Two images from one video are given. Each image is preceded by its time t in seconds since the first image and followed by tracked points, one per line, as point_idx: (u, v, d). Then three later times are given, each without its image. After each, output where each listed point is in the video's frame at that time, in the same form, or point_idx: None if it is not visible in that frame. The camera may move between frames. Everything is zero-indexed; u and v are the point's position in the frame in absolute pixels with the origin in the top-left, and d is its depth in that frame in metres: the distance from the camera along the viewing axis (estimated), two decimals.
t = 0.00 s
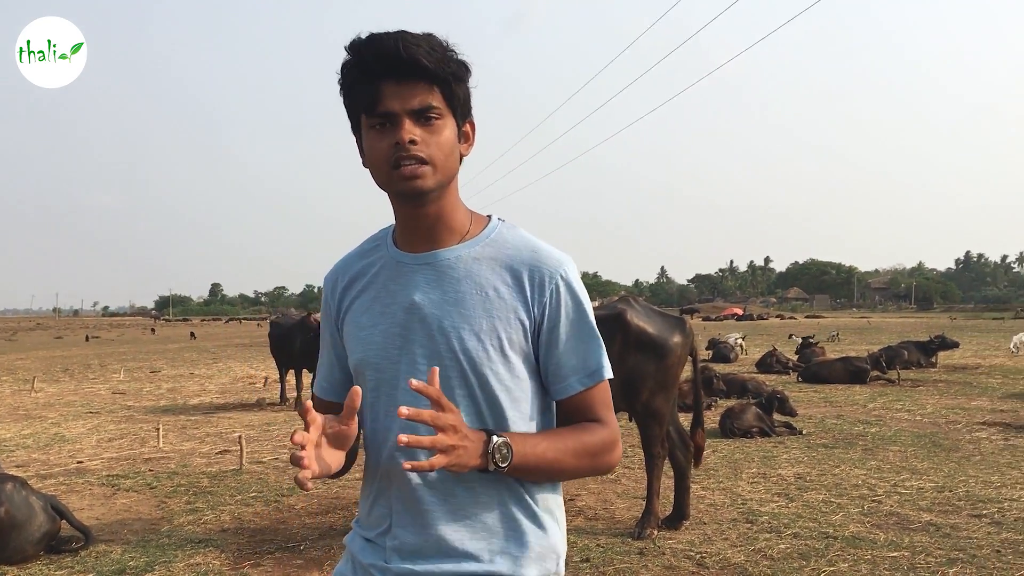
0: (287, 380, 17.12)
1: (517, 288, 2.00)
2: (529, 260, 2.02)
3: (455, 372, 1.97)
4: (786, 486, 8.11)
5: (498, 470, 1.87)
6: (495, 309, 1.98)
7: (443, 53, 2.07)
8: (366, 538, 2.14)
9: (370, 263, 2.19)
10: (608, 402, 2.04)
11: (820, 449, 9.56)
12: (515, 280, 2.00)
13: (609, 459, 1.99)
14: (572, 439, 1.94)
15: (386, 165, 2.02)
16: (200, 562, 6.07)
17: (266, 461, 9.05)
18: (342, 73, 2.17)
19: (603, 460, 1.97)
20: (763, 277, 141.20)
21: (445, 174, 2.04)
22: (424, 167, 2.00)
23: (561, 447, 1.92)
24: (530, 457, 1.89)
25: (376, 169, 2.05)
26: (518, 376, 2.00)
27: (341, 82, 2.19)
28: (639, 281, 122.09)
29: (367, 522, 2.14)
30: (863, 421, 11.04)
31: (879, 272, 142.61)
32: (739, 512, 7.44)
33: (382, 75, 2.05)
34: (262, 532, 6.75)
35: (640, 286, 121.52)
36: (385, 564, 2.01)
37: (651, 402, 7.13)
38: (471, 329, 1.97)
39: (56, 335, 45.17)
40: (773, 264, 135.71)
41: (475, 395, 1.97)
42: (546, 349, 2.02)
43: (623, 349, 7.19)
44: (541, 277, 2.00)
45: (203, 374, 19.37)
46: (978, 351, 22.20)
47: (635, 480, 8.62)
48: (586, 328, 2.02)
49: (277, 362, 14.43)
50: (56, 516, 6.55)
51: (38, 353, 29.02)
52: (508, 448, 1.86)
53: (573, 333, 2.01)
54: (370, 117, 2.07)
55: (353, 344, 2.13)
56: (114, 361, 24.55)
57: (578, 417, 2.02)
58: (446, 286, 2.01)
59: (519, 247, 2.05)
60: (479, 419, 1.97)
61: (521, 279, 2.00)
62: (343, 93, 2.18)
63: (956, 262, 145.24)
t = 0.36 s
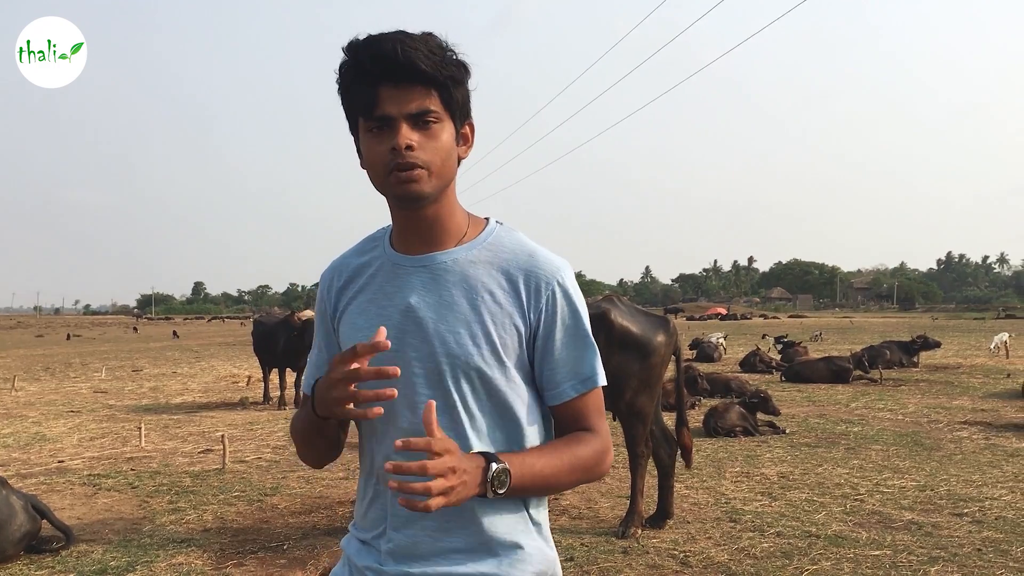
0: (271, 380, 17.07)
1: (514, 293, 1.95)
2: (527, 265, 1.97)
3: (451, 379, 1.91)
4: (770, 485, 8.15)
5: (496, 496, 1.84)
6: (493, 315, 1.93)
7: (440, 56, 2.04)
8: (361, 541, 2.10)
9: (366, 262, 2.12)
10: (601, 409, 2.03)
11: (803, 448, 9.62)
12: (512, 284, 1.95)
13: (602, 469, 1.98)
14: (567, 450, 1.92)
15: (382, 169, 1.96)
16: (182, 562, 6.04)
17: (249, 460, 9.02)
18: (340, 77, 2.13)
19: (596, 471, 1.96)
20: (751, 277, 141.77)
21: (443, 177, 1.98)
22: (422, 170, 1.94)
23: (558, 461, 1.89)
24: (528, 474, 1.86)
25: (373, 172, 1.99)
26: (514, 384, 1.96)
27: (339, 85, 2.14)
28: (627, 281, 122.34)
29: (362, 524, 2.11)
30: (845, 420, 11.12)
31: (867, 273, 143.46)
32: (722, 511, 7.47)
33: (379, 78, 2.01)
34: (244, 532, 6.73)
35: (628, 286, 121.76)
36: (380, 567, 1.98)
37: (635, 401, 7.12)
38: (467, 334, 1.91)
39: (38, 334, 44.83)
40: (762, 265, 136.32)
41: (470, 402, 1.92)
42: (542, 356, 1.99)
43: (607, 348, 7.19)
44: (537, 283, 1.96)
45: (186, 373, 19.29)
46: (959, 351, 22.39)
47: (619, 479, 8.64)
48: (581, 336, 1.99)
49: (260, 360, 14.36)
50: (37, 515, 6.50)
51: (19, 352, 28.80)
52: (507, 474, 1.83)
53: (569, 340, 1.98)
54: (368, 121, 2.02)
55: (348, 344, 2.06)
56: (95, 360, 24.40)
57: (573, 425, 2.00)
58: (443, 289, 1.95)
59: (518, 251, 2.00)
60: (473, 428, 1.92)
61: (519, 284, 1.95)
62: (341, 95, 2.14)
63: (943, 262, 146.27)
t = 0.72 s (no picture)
0: (263, 382, 17.04)
1: (531, 299, 1.92)
2: (545, 270, 1.94)
3: (467, 385, 1.89)
4: (762, 489, 8.15)
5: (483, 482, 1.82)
6: (510, 321, 1.91)
7: (464, 58, 1.98)
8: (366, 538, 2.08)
9: (380, 262, 2.09)
10: (616, 420, 2.00)
11: (796, 452, 9.63)
12: (530, 290, 1.93)
13: (611, 479, 1.94)
14: (575, 453, 1.89)
15: (401, 173, 1.93)
16: (172, 566, 6.01)
17: (240, 463, 9.00)
18: (361, 73, 2.08)
19: (604, 479, 1.92)
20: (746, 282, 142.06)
21: (460, 182, 1.95)
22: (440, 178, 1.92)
23: (562, 458, 1.87)
24: (529, 468, 1.84)
25: (391, 176, 1.96)
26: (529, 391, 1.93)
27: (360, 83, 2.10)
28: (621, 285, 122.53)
29: (369, 522, 2.08)
30: (837, 424, 11.13)
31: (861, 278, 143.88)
32: (715, 515, 7.46)
33: (400, 80, 1.96)
34: (235, 536, 6.70)
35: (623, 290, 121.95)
36: (385, 565, 1.94)
37: (626, 405, 7.10)
38: (482, 341, 1.89)
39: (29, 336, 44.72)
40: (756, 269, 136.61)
41: (486, 408, 1.91)
42: (559, 362, 1.95)
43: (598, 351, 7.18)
44: (554, 288, 1.93)
45: (177, 376, 19.25)
46: (950, 355, 22.48)
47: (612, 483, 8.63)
48: (600, 342, 1.95)
49: (252, 363, 14.34)
50: (27, 518, 6.47)
51: (9, 354, 28.75)
52: (498, 462, 1.80)
53: (587, 347, 1.94)
54: (387, 123, 1.98)
55: (363, 345, 2.03)
56: (86, 362, 24.34)
57: (586, 432, 1.96)
58: (460, 293, 1.93)
59: (535, 256, 1.96)
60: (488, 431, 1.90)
61: (537, 289, 1.92)
62: (361, 92, 2.09)
63: (936, 267, 146.78)
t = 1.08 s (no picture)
0: (256, 388, 17.02)
1: (526, 311, 1.94)
2: (541, 283, 1.96)
3: (460, 395, 1.90)
4: (755, 495, 8.16)
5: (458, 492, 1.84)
6: (508, 331, 1.92)
7: (485, 71, 2.01)
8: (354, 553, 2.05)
9: (370, 269, 2.08)
10: (609, 434, 2.00)
11: (789, 458, 9.65)
12: (526, 302, 1.94)
13: (599, 493, 1.94)
14: (562, 467, 1.91)
15: (409, 176, 1.93)
16: (165, 573, 5.99)
17: (233, 469, 8.98)
18: (376, 69, 2.08)
19: (588, 494, 1.93)
20: (742, 288, 142.29)
21: (466, 191, 1.96)
22: (447, 184, 1.92)
23: (549, 471, 1.89)
24: (512, 479, 1.86)
25: (398, 176, 1.96)
26: (520, 402, 1.94)
27: (373, 80, 2.10)
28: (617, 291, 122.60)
29: (357, 537, 2.05)
30: (831, 430, 11.16)
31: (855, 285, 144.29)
32: (708, 521, 7.47)
33: (419, 83, 1.97)
34: (228, 542, 6.69)
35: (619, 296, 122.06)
36: None
37: (620, 411, 7.11)
38: (476, 350, 1.90)
39: (21, 341, 44.56)
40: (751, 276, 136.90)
41: (478, 417, 1.91)
42: (550, 376, 1.97)
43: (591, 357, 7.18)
44: (550, 301, 1.95)
45: (170, 382, 19.22)
46: (943, 361, 22.54)
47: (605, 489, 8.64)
48: (594, 356, 1.98)
49: (245, 369, 14.32)
50: (19, 525, 6.44)
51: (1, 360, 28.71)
52: (473, 474, 1.82)
53: (581, 362, 1.97)
54: (399, 122, 1.98)
55: (350, 353, 2.01)
56: (79, 368, 24.29)
57: (575, 446, 1.97)
58: (455, 302, 1.93)
59: (530, 269, 1.98)
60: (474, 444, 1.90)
61: (534, 301, 1.94)
62: (373, 89, 2.09)
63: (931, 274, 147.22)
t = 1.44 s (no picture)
0: (252, 391, 17.01)
1: (511, 313, 1.95)
2: (526, 285, 1.98)
3: (445, 396, 1.90)
4: (751, 498, 8.17)
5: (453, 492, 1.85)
6: (495, 332, 1.93)
7: (477, 75, 2.03)
8: (341, 563, 2.04)
9: (353, 271, 2.08)
10: (589, 435, 2.05)
11: (785, 460, 9.66)
12: (512, 304, 1.96)
13: (581, 493, 1.99)
14: (547, 466, 1.94)
15: (397, 176, 1.94)
16: None
17: (229, 472, 8.97)
18: (368, 67, 2.09)
19: (572, 494, 1.97)
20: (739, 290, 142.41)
21: (453, 193, 1.98)
22: (434, 185, 1.93)
23: (535, 470, 1.92)
24: (500, 479, 1.88)
25: (386, 175, 1.96)
26: (504, 403, 1.95)
27: (365, 77, 2.10)
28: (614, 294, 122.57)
29: (344, 545, 2.05)
30: (826, 433, 11.17)
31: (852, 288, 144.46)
32: (704, 524, 7.47)
33: (411, 83, 1.99)
34: (224, 545, 6.68)
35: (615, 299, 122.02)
36: None
37: (616, 413, 7.12)
38: (462, 351, 1.91)
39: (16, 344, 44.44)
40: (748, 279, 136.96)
41: (464, 419, 1.91)
42: (535, 377, 1.99)
43: (588, 359, 7.20)
44: (535, 303, 1.97)
45: (166, 385, 19.19)
46: (938, 364, 22.59)
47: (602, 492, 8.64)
48: (576, 358, 2.02)
49: (240, 372, 14.30)
50: (14, 528, 6.42)
51: None
52: (466, 472, 1.83)
53: (564, 364, 2.00)
54: (388, 121, 1.99)
55: (334, 358, 2.00)
56: (73, 370, 24.28)
57: (557, 447, 2.01)
58: (440, 304, 1.94)
59: (515, 272, 2.00)
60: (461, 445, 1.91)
61: (518, 303, 1.96)
62: (364, 87, 2.09)
63: (928, 276, 147.48)
